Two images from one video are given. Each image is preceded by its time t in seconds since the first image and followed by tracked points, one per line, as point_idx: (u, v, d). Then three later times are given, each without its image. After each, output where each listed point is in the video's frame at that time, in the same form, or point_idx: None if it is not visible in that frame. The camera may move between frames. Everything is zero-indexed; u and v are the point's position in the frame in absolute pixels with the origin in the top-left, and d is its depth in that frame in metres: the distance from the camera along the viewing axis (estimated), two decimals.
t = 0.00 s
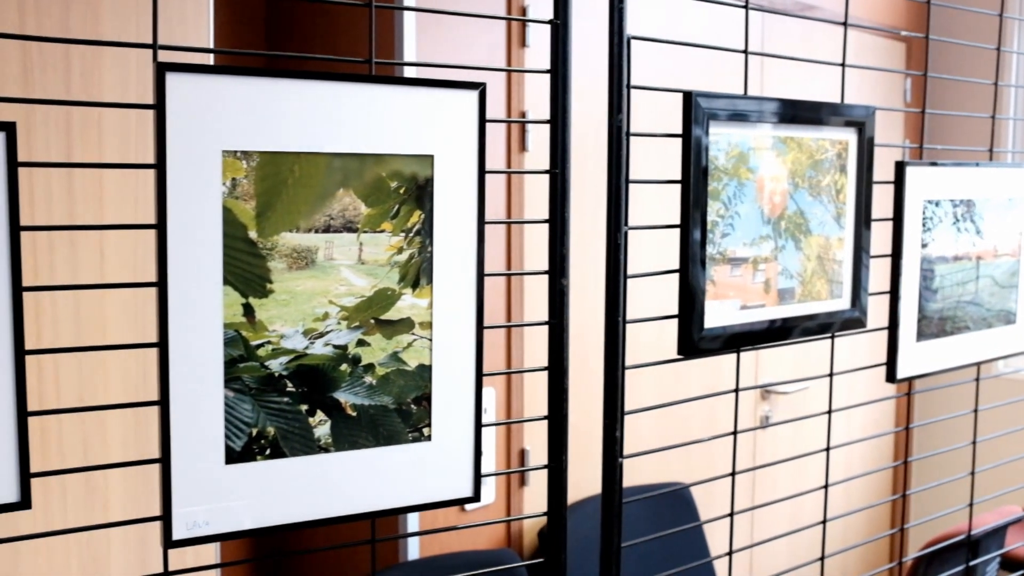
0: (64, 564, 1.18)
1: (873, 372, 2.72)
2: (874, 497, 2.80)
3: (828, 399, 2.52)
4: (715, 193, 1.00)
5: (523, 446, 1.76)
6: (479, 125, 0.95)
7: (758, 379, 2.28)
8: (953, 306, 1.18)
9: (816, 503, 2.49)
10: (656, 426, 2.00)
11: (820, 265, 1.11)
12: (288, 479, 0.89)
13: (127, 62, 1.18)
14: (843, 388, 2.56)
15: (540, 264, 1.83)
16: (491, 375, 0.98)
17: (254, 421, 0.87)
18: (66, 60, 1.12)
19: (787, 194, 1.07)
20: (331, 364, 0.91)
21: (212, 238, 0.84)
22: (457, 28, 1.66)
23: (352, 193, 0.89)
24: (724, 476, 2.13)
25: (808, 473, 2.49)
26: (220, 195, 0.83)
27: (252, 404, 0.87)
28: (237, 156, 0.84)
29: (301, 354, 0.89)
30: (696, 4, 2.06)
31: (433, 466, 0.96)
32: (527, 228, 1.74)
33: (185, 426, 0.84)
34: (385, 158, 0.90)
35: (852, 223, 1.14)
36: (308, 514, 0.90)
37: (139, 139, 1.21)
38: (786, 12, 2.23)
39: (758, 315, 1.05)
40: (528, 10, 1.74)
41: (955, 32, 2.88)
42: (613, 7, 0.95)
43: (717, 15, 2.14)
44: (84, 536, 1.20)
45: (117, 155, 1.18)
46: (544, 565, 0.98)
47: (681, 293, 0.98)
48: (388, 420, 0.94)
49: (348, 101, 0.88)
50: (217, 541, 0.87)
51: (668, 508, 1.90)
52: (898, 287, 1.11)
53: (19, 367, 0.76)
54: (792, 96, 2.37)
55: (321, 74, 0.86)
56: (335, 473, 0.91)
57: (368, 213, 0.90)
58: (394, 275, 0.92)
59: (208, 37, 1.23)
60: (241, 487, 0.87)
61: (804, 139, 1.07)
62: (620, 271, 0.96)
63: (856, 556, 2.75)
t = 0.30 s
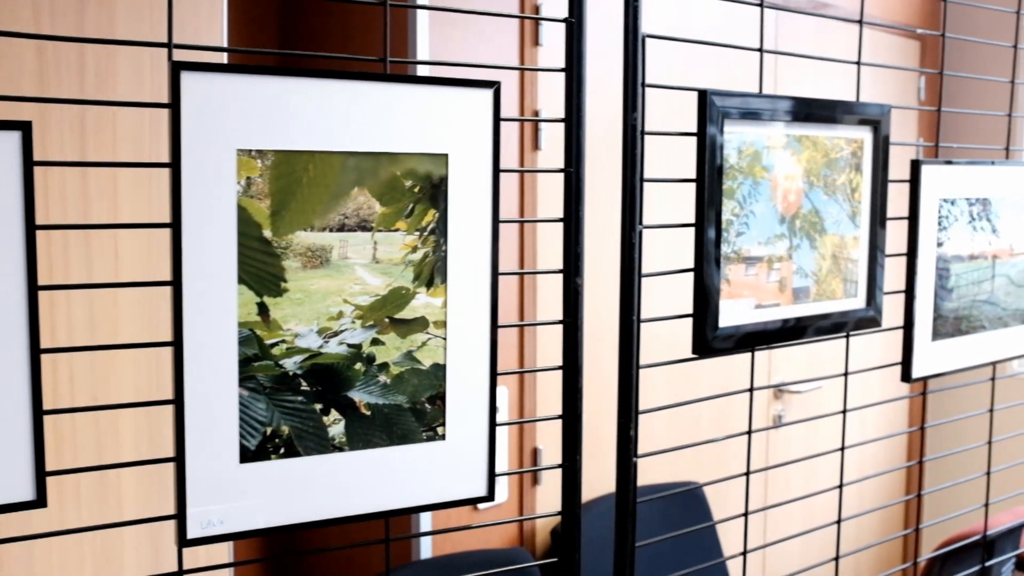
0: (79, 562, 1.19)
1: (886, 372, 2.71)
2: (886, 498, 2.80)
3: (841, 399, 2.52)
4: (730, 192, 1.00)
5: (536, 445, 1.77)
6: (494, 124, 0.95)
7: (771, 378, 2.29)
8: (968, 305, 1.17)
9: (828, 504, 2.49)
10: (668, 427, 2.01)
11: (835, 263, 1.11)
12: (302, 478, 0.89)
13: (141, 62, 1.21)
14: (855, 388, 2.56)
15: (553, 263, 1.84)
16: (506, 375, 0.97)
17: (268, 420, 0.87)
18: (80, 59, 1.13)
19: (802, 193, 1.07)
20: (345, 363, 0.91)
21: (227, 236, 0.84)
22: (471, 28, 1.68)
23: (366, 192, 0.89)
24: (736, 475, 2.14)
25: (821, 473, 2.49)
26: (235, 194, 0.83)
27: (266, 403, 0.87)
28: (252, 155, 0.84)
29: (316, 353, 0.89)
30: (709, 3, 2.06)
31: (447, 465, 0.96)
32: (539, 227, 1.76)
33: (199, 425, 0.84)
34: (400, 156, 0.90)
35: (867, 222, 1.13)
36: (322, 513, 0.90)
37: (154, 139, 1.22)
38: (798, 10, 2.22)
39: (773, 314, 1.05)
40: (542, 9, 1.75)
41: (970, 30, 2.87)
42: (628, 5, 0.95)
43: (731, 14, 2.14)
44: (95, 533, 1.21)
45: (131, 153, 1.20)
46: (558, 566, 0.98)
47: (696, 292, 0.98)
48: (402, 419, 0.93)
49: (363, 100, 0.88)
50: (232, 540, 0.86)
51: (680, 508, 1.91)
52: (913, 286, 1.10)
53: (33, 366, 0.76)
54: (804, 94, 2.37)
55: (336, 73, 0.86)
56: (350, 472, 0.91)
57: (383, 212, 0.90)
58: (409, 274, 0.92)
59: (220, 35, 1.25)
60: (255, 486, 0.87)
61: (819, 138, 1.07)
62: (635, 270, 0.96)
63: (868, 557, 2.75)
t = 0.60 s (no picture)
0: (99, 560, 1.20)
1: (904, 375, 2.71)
2: (904, 501, 2.79)
3: (858, 401, 2.52)
4: (749, 193, 0.99)
5: (553, 446, 1.79)
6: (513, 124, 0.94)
7: (788, 380, 2.29)
8: (989, 307, 1.17)
9: (844, 506, 2.49)
10: (685, 430, 2.02)
11: (854, 265, 1.10)
12: (321, 479, 0.89)
13: (159, 63, 1.24)
14: (873, 390, 2.55)
15: (571, 264, 1.84)
16: (525, 376, 0.97)
17: (288, 421, 0.87)
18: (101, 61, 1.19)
19: (822, 194, 1.06)
20: (364, 363, 0.91)
21: (247, 237, 0.84)
22: (489, 30, 1.70)
23: (386, 193, 0.89)
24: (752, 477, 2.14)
25: (840, 476, 2.48)
26: (255, 195, 0.84)
27: (285, 403, 0.87)
28: (272, 155, 0.84)
29: (335, 354, 0.89)
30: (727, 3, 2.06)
31: (465, 466, 0.96)
32: (556, 228, 1.77)
33: (219, 425, 0.84)
34: (419, 157, 0.90)
35: (887, 223, 1.13)
36: (341, 513, 0.90)
37: (174, 138, 1.26)
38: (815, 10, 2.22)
39: (792, 315, 1.04)
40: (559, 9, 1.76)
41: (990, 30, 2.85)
42: (647, 6, 0.95)
43: (749, 14, 2.13)
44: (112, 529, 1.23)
45: (150, 154, 1.24)
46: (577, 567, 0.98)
47: (715, 293, 0.98)
48: (421, 419, 0.93)
49: (383, 101, 0.88)
50: (251, 540, 0.87)
51: (696, 510, 1.91)
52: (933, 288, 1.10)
53: (55, 365, 0.77)
54: (821, 95, 2.37)
55: (356, 73, 0.86)
56: (368, 473, 0.91)
57: (402, 212, 0.90)
58: (428, 275, 0.92)
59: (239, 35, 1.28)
60: (274, 486, 0.87)
61: (839, 138, 1.07)
62: (654, 272, 0.96)
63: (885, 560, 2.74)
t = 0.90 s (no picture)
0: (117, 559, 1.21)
1: (920, 376, 2.70)
2: (919, 504, 2.79)
3: (874, 402, 2.52)
4: (766, 194, 0.99)
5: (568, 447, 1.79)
6: (531, 126, 0.95)
7: (803, 381, 2.28)
8: (1007, 308, 1.16)
9: (859, 509, 2.49)
10: (701, 431, 2.02)
11: (871, 266, 1.10)
12: (338, 479, 0.89)
13: (177, 63, 1.27)
14: (889, 392, 2.55)
15: (586, 265, 1.85)
16: (542, 377, 0.97)
17: (306, 421, 0.88)
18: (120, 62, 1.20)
19: (839, 195, 1.06)
20: (382, 364, 0.91)
21: (266, 238, 0.84)
22: (505, 31, 1.70)
23: (404, 194, 0.89)
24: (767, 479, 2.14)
25: (855, 478, 2.48)
26: (274, 196, 0.84)
27: (304, 404, 0.88)
28: (291, 157, 0.84)
29: (353, 354, 0.89)
30: (742, 4, 2.06)
31: (482, 467, 0.96)
32: (572, 229, 1.78)
33: (238, 425, 0.85)
34: (437, 158, 0.90)
35: (904, 224, 1.13)
36: (358, 514, 0.90)
37: (191, 137, 1.29)
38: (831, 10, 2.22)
39: (810, 316, 1.04)
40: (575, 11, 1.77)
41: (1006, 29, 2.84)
42: (664, 7, 0.95)
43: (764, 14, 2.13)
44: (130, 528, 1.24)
45: (168, 155, 1.26)
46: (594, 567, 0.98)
47: (732, 294, 0.98)
48: (439, 420, 0.94)
49: (401, 103, 0.88)
50: (270, 540, 0.87)
51: (713, 513, 1.91)
52: (951, 289, 1.09)
53: (76, 366, 0.77)
54: (835, 95, 2.36)
55: (375, 75, 0.87)
56: (386, 473, 0.92)
57: (420, 214, 0.90)
58: (446, 276, 0.92)
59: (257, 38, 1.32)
60: (292, 487, 0.87)
61: (856, 139, 1.06)
62: (671, 273, 0.96)
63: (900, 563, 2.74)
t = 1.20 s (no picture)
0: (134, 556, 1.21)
1: (937, 377, 2.68)
2: (936, 504, 2.78)
3: (890, 402, 2.51)
4: (783, 194, 0.99)
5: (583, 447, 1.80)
6: (548, 126, 0.95)
7: (819, 381, 2.28)
8: None
9: (875, 509, 2.48)
10: (717, 431, 2.02)
11: (889, 265, 1.10)
12: (356, 478, 0.90)
13: (195, 64, 1.27)
14: (906, 392, 2.54)
15: (602, 264, 1.85)
16: (559, 376, 0.97)
17: (324, 420, 0.88)
18: (137, 62, 1.22)
19: (857, 194, 1.06)
20: (400, 363, 0.91)
21: (285, 237, 0.84)
22: (521, 30, 1.71)
23: (422, 194, 0.89)
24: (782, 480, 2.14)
25: (872, 479, 2.47)
26: (292, 195, 0.84)
27: (322, 402, 0.88)
28: (309, 157, 0.84)
29: (371, 353, 0.90)
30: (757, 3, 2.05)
31: (499, 466, 0.96)
32: (587, 228, 1.78)
33: (256, 423, 0.85)
34: (455, 158, 0.91)
35: (922, 224, 1.12)
36: (376, 513, 0.91)
37: (210, 139, 1.28)
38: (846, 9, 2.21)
39: (827, 316, 1.04)
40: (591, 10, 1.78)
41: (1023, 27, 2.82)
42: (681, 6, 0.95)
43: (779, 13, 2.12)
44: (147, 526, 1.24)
45: (184, 155, 1.26)
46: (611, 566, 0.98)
47: (749, 294, 0.97)
48: (456, 419, 0.94)
49: (418, 103, 0.88)
50: (287, 538, 0.87)
51: (729, 513, 1.90)
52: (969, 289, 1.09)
53: (96, 365, 0.77)
54: (850, 95, 2.35)
55: (393, 75, 0.87)
56: (403, 472, 0.92)
57: (438, 213, 0.91)
58: (463, 275, 0.93)
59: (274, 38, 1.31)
60: (310, 485, 0.88)
61: (873, 138, 1.06)
62: (688, 272, 0.95)
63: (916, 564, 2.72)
